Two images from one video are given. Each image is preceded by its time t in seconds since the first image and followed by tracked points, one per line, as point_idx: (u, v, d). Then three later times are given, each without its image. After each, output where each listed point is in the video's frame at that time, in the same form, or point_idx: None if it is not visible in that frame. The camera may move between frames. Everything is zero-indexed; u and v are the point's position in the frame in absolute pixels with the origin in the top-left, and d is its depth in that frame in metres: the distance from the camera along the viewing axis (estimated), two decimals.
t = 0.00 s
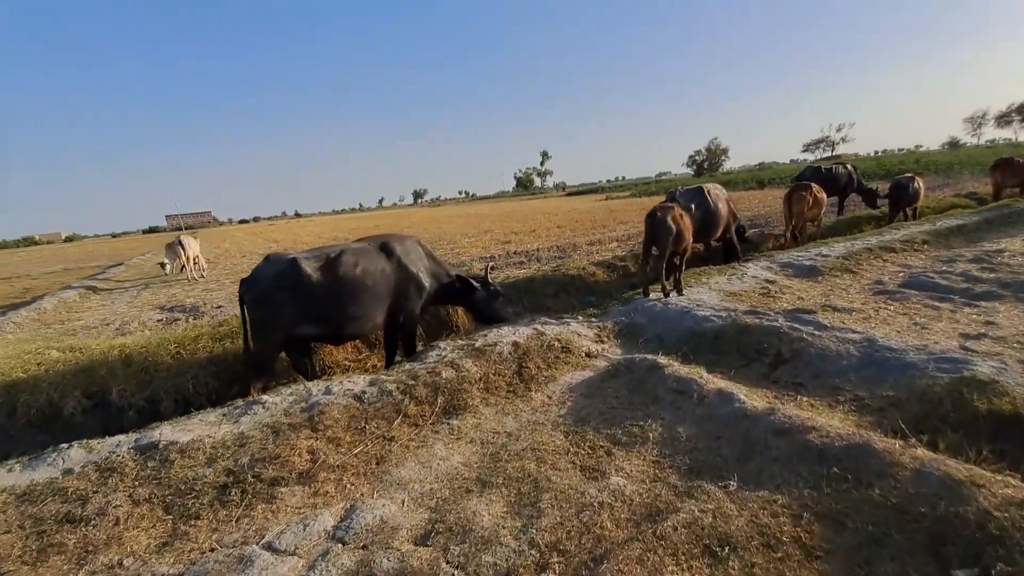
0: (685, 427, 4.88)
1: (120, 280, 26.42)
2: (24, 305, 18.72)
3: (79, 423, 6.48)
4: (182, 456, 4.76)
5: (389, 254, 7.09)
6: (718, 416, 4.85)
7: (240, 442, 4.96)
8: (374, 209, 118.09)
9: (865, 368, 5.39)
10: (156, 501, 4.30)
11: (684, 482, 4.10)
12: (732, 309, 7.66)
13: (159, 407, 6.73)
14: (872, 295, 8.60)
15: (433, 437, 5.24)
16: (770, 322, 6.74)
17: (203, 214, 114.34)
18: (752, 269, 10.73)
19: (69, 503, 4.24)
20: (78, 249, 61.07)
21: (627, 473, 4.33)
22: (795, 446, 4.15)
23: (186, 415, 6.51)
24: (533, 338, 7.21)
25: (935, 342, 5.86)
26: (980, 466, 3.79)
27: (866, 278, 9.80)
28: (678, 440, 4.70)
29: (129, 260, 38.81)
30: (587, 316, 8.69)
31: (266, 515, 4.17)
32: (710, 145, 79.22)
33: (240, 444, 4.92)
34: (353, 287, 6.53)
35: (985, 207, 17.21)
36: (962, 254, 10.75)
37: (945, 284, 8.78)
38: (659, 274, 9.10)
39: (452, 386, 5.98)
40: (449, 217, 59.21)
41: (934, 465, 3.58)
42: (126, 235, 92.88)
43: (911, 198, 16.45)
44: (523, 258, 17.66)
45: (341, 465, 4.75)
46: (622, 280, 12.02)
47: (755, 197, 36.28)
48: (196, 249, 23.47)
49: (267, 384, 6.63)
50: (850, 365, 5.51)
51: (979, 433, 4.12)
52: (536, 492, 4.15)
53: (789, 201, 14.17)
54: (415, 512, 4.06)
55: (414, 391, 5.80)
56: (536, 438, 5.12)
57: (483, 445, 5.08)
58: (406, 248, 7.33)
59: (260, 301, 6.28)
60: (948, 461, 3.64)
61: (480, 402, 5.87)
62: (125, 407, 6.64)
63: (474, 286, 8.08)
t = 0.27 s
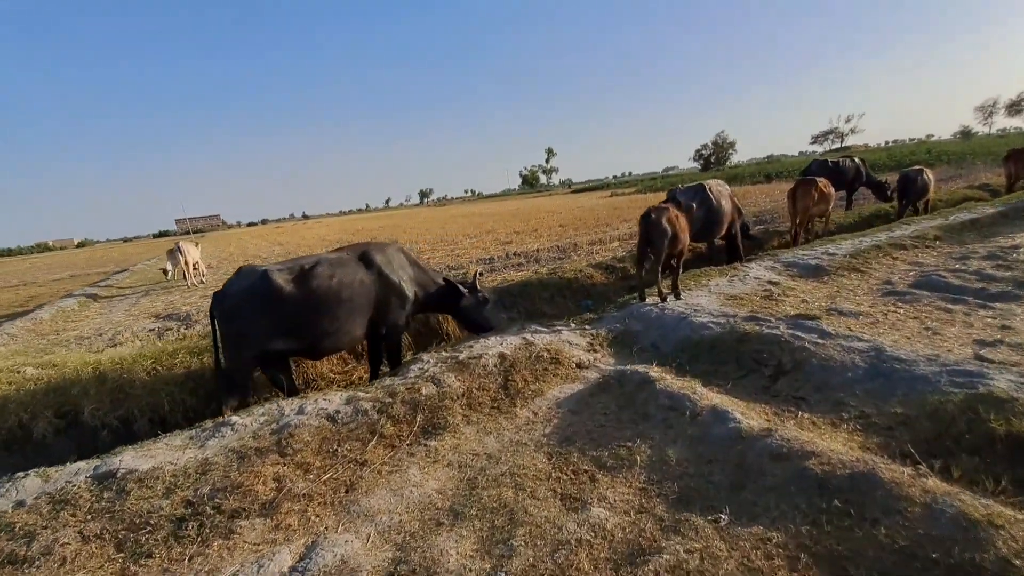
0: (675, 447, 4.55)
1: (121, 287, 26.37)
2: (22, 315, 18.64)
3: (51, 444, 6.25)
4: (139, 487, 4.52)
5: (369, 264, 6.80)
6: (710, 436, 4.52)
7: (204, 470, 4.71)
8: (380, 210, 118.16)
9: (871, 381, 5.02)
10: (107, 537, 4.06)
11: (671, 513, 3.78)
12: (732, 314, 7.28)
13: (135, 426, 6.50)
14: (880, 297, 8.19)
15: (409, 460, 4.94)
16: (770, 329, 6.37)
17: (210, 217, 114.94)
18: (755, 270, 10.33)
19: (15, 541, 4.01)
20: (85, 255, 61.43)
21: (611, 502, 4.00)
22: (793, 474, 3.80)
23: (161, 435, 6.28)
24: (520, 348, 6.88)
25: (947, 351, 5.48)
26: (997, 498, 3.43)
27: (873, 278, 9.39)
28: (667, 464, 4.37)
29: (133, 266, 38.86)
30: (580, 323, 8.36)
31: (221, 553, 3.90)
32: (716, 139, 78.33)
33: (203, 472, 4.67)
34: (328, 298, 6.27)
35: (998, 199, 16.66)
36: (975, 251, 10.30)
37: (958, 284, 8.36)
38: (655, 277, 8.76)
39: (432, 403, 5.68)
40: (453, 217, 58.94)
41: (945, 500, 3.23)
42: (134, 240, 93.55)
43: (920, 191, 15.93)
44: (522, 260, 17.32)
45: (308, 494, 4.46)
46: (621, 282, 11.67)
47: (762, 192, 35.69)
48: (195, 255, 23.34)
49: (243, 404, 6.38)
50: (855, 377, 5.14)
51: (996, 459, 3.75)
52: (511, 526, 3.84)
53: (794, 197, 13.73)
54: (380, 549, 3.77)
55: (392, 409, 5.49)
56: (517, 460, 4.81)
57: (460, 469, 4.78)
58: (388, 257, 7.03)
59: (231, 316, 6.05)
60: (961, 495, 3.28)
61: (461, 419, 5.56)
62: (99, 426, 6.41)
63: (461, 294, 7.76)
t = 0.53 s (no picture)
0: (657, 465, 4.21)
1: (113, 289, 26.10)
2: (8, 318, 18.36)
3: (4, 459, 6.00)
4: (80, 511, 4.26)
5: (342, 267, 6.45)
6: (694, 454, 4.18)
7: (151, 492, 4.43)
8: (379, 209, 117.97)
9: (870, 392, 4.67)
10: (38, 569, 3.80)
11: (647, 543, 3.45)
12: (725, 318, 6.93)
13: (94, 439, 6.24)
14: (880, 298, 7.85)
15: (373, 477, 4.61)
16: (763, 334, 6.02)
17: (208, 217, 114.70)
18: (751, 270, 9.99)
19: None
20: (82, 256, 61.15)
21: (583, 528, 3.67)
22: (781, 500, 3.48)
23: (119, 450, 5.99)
24: (500, 355, 6.54)
25: (952, 358, 5.14)
26: (1007, 531, 3.10)
27: (874, 279, 9.04)
28: (647, 484, 4.03)
29: (128, 267, 38.59)
30: (568, 327, 8.03)
31: None
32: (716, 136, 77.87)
33: (150, 494, 4.39)
34: (295, 304, 5.93)
35: (1002, 195, 16.28)
36: (980, 250, 9.93)
37: (962, 285, 8.02)
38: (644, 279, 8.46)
39: (403, 414, 5.34)
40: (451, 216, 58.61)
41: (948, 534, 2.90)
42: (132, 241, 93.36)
43: (921, 187, 15.56)
44: (515, 260, 17.00)
45: (259, 517, 4.14)
46: (613, 283, 11.34)
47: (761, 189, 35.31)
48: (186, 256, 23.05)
49: (204, 414, 6.06)
50: (852, 387, 4.80)
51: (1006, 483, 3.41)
52: (472, 557, 3.51)
53: (792, 194, 13.37)
54: None
55: (359, 422, 5.16)
56: (488, 478, 4.47)
57: (427, 488, 4.44)
58: (362, 259, 6.67)
59: (191, 322, 5.74)
60: (968, 529, 2.95)
61: (433, 432, 5.22)
62: (56, 440, 6.14)
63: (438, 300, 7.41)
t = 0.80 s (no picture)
0: (637, 497, 3.85)
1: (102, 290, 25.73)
2: None
3: None
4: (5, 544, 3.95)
5: (311, 274, 6.05)
6: (677, 484, 3.81)
7: (86, 522, 4.07)
8: (378, 209, 117.55)
9: (871, 413, 4.29)
10: None
11: None
12: (717, 327, 6.57)
13: (46, 456, 5.87)
14: (881, 305, 7.49)
15: (330, 506, 4.24)
16: (757, 347, 5.64)
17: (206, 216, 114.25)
18: (746, 275, 9.62)
19: None
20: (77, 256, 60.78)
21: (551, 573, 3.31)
22: (770, 544, 3.12)
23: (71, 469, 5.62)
24: (478, 368, 6.17)
25: (959, 376, 4.78)
26: None
27: (874, 284, 8.68)
28: (625, 520, 3.67)
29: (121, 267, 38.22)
30: (553, 335, 7.66)
31: None
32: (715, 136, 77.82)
33: (85, 526, 4.03)
34: (257, 313, 5.54)
35: (1006, 196, 15.92)
36: (985, 254, 9.56)
37: (967, 292, 7.66)
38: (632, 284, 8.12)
39: (369, 434, 4.98)
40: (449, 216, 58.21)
41: None
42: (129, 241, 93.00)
43: (922, 187, 15.20)
44: (507, 262, 16.64)
45: (198, 554, 3.78)
46: (604, 287, 10.98)
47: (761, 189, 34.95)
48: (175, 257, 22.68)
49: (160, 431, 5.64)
50: (851, 407, 4.42)
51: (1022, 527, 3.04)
52: None
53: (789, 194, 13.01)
54: None
55: (320, 443, 4.79)
56: (454, 508, 4.10)
57: (387, 519, 4.07)
58: (333, 265, 6.28)
59: (144, 335, 5.33)
60: None
61: (400, 454, 4.85)
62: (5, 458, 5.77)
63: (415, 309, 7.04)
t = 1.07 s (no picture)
0: (603, 532, 3.53)
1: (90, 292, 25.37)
2: None
3: None
4: None
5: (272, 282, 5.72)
6: (648, 518, 3.49)
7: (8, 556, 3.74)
8: (376, 209, 117.17)
9: (861, 437, 3.95)
10: None
11: None
12: (702, 337, 6.25)
13: None
14: (876, 313, 7.17)
15: (275, 537, 3.91)
16: (742, 361, 5.31)
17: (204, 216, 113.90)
18: (737, 280, 9.31)
19: None
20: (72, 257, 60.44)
21: None
22: None
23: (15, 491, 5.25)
24: (449, 381, 5.85)
25: (956, 394, 4.46)
26: None
27: (870, 290, 8.37)
28: (590, 560, 3.35)
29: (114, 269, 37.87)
30: (533, 344, 7.34)
31: None
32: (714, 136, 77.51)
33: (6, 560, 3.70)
34: (211, 325, 5.21)
35: (1007, 197, 15.60)
36: (985, 258, 9.25)
37: (966, 299, 7.34)
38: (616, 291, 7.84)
39: (325, 455, 4.65)
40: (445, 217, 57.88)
41: None
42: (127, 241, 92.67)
43: (920, 188, 14.89)
44: (498, 265, 16.33)
45: None
46: (592, 292, 10.66)
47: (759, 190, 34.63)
48: (162, 259, 22.31)
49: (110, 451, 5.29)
50: (841, 430, 4.08)
51: None
52: None
53: (783, 196, 12.70)
54: None
55: (272, 467, 4.47)
56: (407, 541, 3.78)
57: (335, 553, 3.74)
58: (297, 273, 5.96)
59: (89, 350, 4.96)
60: None
61: (358, 477, 4.52)
62: None
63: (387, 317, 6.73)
